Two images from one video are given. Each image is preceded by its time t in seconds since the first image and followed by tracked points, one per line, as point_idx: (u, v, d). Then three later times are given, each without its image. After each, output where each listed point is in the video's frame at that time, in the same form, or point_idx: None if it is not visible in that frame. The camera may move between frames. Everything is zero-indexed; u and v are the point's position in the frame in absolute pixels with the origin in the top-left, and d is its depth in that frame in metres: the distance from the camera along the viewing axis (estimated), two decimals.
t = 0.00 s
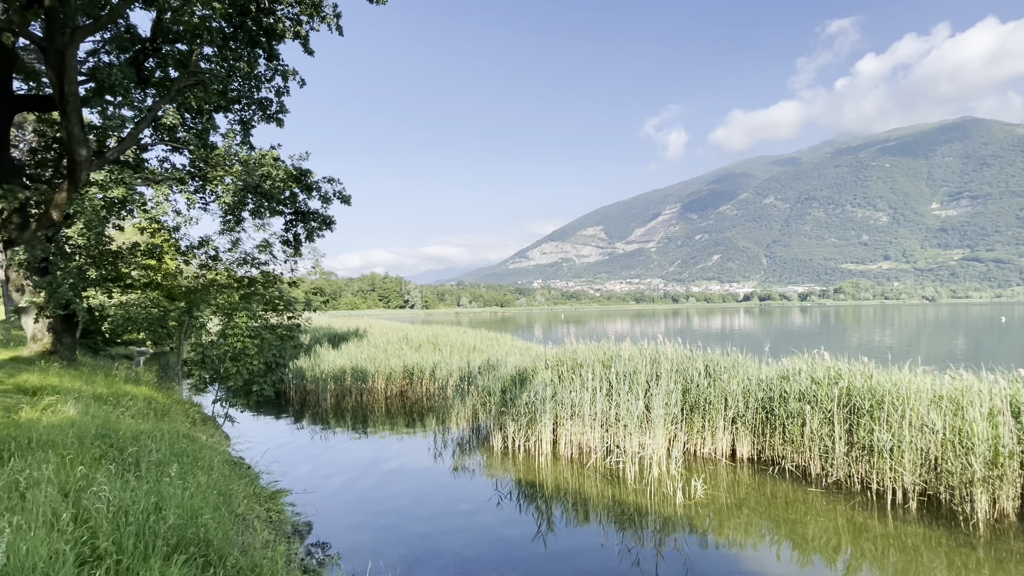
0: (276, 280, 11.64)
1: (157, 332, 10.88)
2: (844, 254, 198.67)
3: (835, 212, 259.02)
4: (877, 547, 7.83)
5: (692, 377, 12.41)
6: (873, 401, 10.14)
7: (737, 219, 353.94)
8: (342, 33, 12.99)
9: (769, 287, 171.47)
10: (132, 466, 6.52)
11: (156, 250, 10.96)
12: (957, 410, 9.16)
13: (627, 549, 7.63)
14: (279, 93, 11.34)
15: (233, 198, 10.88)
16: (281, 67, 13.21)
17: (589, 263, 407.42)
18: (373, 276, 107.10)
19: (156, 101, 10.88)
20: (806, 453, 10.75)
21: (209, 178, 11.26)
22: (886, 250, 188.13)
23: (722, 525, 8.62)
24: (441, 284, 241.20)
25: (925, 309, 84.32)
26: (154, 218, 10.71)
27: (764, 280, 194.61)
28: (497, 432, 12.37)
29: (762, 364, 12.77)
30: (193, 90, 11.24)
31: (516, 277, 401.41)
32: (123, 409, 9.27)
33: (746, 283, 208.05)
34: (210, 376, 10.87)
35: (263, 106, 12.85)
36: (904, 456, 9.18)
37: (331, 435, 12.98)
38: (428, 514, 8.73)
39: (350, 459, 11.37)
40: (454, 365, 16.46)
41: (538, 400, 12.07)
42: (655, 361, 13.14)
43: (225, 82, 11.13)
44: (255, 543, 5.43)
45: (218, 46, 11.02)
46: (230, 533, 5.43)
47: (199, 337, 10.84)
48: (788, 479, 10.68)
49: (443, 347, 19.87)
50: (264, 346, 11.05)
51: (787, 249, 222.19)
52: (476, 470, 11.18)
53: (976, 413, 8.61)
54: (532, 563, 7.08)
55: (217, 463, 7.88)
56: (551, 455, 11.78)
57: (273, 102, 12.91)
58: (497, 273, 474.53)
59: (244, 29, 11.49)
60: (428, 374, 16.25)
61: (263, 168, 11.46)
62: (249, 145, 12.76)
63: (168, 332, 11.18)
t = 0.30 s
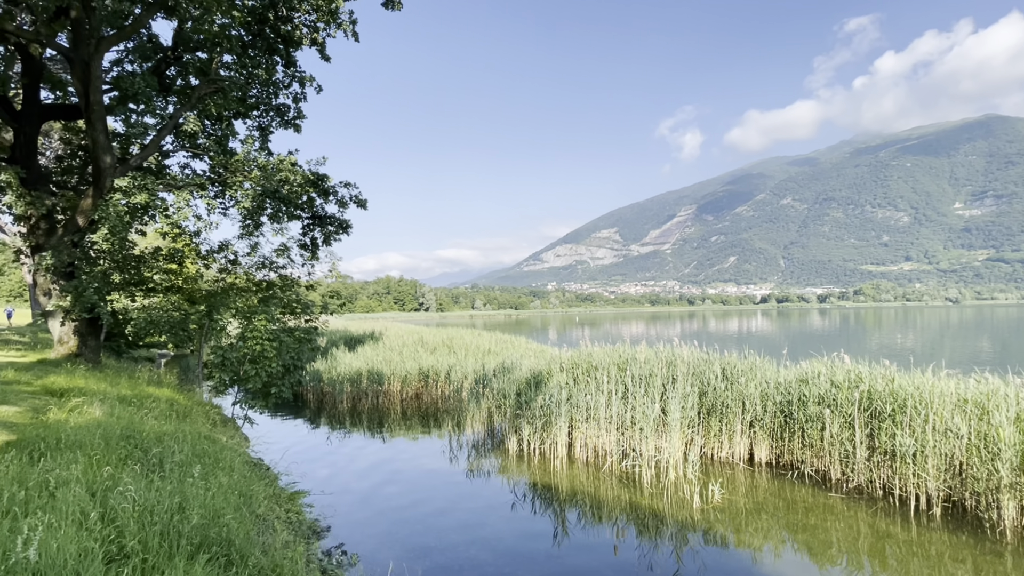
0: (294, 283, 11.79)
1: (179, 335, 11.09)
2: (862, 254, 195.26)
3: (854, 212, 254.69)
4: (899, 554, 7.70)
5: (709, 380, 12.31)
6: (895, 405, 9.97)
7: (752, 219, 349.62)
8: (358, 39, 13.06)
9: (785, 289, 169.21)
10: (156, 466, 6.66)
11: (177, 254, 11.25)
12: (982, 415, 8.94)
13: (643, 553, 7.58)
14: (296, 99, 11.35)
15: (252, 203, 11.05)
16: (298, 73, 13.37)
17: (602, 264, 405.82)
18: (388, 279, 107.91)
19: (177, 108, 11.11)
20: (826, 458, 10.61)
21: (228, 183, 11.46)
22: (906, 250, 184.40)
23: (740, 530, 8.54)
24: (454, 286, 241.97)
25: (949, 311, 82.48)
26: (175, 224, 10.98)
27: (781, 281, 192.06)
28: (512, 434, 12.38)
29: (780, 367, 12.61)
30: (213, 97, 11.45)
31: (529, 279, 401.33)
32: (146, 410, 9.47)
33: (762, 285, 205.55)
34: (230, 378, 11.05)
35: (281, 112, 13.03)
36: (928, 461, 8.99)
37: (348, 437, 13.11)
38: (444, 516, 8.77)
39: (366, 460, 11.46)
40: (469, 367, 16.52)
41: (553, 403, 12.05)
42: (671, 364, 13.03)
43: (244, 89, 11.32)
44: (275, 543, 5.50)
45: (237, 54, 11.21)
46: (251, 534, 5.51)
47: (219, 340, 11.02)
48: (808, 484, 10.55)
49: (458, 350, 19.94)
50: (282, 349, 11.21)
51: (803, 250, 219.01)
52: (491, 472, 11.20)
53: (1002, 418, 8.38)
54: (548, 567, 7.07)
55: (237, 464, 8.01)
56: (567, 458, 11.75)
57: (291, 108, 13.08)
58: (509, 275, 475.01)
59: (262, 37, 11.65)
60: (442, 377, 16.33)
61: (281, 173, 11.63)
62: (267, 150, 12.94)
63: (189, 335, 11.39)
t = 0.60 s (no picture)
0: (308, 286, 11.92)
1: (196, 338, 11.25)
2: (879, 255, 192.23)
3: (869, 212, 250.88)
4: (919, 561, 7.56)
5: (723, 383, 12.21)
6: (914, 409, 9.80)
7: (765, 220, 346.10)
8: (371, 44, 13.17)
9: (800, 290, 167.13)
10: (174, 468, 6.76)
11: (194, 258, 11.42)
12: (1005, 420, 8.74)
13: (658, 558, 7.52)
14: (311, 105, 11.53)
15: (268, 207, 11.19)
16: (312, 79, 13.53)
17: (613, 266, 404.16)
18: (401, 282, 108.55)
19: (194, 115, 11.29)
20: (843, 463, 10.47)
21: (243, 188, 11.61)
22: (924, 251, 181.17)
23: (755, 535, 8.45)
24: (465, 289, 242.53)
25: (970, 312, 80.88)
26: (192, 228, 11.17)
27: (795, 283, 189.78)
28: (524, 437, 12.36)
29: (795, 370, 12.45)
30: (230, 104, 11.62)
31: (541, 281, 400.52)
32: (165, 412, 9.62)
33: (776, 286, 203.36)
34: (246, 381, 11.20)
35: (296, 117, 13.17)
36: (949, 466, 8.82)
37: (361, 439, 13.19)
38: (457, 519, 8.78)
39: (379, 463, 11.52)
40: (481, 370, 16.53)
41: (565, 406, 12.02)
42: (685, 367, 12.94)
43: (259, 95, 11.49)
44: (290, 545, 5.54)
45: (253, 61, 11.37)
46: (267, 535, 5.56)
47: (234, 343, 11.17)
48: (824, 488, 10.42)
49: (470, 353, 19.98)
50: (297, 351, 11.33)
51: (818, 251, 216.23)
52: (503, 475, 11.20)
53: None
54: (561, 570, 7.05)
55: (254, 466, 8.11)
56: (579, 461, 11.71)
57: (305, 113, 13.22)
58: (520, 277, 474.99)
59: (276, 44, 11.82)
60: (455, 380, 16.35)
61: (295, 178, 11.76)
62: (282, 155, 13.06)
63: (206, 338, 11.55)
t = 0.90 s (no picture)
0: (305, 289, 11.22)
1: (186, 344, 10.56)
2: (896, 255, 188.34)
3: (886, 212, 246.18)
4: None
5: (751, 394, 11.28)
6: (961, 422, 8.85)
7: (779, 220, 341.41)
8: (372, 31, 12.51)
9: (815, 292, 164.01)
10: (163, 484, 6.10)
11: (184, 260, 10.76)
12: None
13: None
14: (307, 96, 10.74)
15: (262, 205, 10.48)
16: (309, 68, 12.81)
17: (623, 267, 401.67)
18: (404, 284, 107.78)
19: (185, 107, 10.65)
20: (883, 480, 9.55)
21: (236, 185, 10.91)
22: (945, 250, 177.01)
23: (787, 557, 7.59)
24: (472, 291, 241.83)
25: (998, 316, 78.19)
26: (182, 227, 10.51)
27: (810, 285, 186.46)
28: (536, 451, 11.51)
29: (830, 379, 11.50)
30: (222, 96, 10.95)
31: (549, 283, 399.22)
32: (153, 423, 8.95)
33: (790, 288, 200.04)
34: (239, 390, 10.52)
35: (292, 109, 12.47)
36: (999, 484, 7.90)
37: (361, 453, 12.44)
38: (464, 538, 8.02)
39: (379, 478, 10.76)
40: (489, 378, 15.73)
41: (580, 418, 11.17)
42: (709, 375, 12.02)
43: (254, 86, 10.81)
44: (290, 567, 4.86)
45: (246, 49, 10.72)
46: (264, 554, 4.90)
47: (227, 349, 10.49)
48: (863, 508, 9.48)
49: (478, 360, 19.18)
50: (293, 359, 10.63)
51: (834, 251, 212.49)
52: (513, 492, 10.40)
53: None
54: None
55: (247, 481, 7.47)
56: (595, 477, 10.85)
57: (301, 105, 12.51)
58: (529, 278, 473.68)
59: (271, 31, 11.12)
60: (461, 389, 15.56)
61: (292, 174, 11.06)
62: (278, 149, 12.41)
63: (196, 344, 10.90)
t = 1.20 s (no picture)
0: (275, 292, 9.55)
1: (134, 359, 8.90)
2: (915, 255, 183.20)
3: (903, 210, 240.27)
4: None
5: (809, 417, 9.36)
6: None
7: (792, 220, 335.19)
8: None
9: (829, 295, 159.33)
10: (108, 521, 4.78)
11: (133, 258, 9.13)
12: None
13: None
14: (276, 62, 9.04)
15: (224, 191, 8.78)
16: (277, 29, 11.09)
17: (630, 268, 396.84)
18: (392, 286, 105.45)
19: (133, 77, 9.04)
20: (971, 521, 7.72)
21: (194, 169, 9.22)
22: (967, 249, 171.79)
23: None
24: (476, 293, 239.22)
25: None
26: (130, 219, 8.85)
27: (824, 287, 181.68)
28: (552, 486, 9.69)
29: (908, 400, 9.54)
30: (177, 64, 9.37)
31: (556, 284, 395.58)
32: (96, 451, 7.26)
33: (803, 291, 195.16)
34: (197, 413, 8.86)
35: (258, 78, 10.83)
36: None
37: (340, 488, 10.69)
38: None
39: (362, 516, 9.05)
40: (494, 399, 13.90)
41: (604, 446, 9.39)
42: (759, 396, 10.08)
43: (213, 52, 9.38)
44: None
45: (204, 7, 9.12)
46: None
47: (183, 364, 8.82)
48: (947, 555, 7.62)
49: (481, 378, 17.31)
50: (261, 375, 8.98)
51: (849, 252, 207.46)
52: (523, 534, 8.65)
53: None
54: None
55: (210, 519, 6.00)
56: (621, 517, 9.06)
57: (270, 73, 10.86)
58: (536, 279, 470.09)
59: None
60: (460, 412, 13.70)
61: (259, 156, 9.43)
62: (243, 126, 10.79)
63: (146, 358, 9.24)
